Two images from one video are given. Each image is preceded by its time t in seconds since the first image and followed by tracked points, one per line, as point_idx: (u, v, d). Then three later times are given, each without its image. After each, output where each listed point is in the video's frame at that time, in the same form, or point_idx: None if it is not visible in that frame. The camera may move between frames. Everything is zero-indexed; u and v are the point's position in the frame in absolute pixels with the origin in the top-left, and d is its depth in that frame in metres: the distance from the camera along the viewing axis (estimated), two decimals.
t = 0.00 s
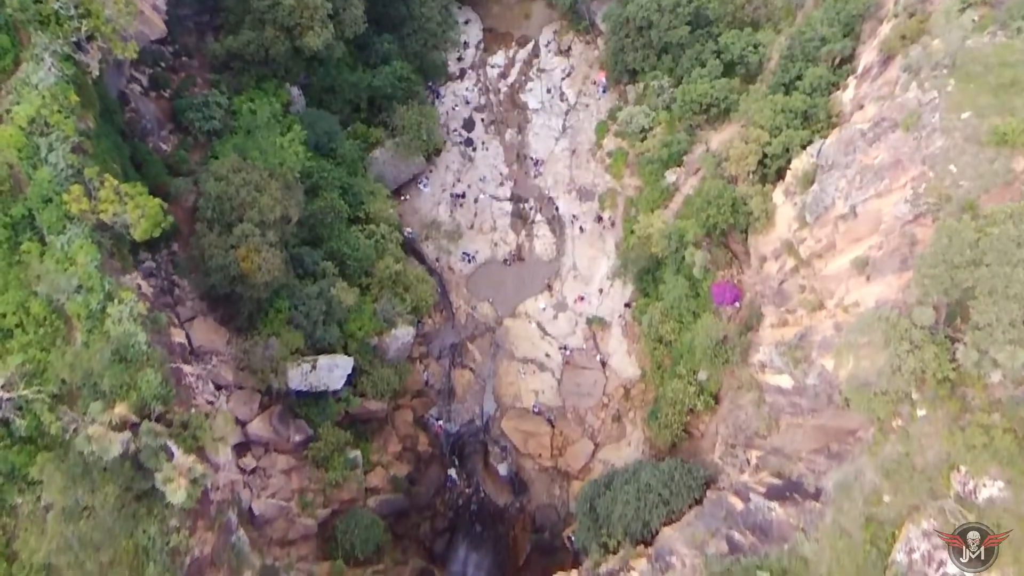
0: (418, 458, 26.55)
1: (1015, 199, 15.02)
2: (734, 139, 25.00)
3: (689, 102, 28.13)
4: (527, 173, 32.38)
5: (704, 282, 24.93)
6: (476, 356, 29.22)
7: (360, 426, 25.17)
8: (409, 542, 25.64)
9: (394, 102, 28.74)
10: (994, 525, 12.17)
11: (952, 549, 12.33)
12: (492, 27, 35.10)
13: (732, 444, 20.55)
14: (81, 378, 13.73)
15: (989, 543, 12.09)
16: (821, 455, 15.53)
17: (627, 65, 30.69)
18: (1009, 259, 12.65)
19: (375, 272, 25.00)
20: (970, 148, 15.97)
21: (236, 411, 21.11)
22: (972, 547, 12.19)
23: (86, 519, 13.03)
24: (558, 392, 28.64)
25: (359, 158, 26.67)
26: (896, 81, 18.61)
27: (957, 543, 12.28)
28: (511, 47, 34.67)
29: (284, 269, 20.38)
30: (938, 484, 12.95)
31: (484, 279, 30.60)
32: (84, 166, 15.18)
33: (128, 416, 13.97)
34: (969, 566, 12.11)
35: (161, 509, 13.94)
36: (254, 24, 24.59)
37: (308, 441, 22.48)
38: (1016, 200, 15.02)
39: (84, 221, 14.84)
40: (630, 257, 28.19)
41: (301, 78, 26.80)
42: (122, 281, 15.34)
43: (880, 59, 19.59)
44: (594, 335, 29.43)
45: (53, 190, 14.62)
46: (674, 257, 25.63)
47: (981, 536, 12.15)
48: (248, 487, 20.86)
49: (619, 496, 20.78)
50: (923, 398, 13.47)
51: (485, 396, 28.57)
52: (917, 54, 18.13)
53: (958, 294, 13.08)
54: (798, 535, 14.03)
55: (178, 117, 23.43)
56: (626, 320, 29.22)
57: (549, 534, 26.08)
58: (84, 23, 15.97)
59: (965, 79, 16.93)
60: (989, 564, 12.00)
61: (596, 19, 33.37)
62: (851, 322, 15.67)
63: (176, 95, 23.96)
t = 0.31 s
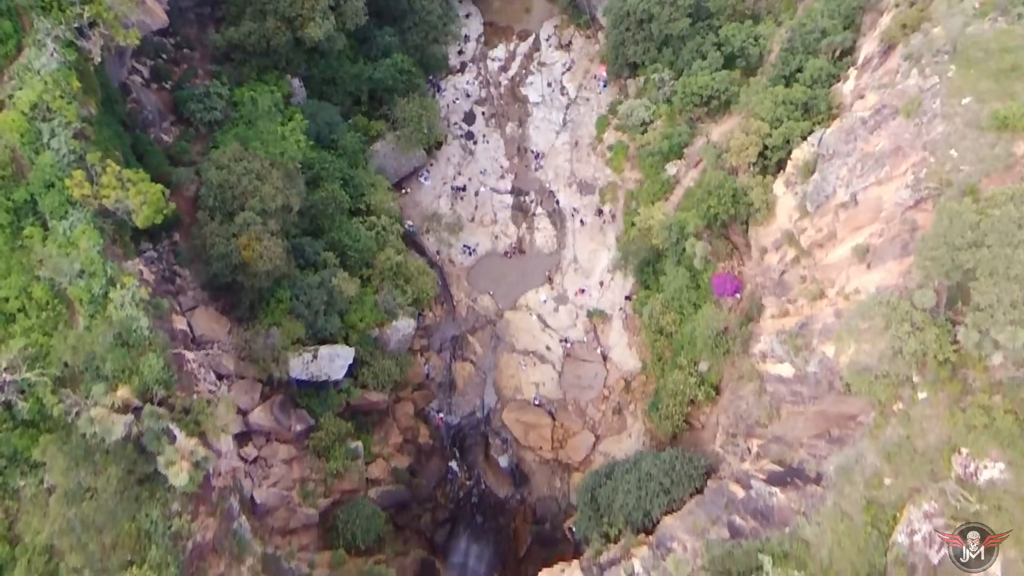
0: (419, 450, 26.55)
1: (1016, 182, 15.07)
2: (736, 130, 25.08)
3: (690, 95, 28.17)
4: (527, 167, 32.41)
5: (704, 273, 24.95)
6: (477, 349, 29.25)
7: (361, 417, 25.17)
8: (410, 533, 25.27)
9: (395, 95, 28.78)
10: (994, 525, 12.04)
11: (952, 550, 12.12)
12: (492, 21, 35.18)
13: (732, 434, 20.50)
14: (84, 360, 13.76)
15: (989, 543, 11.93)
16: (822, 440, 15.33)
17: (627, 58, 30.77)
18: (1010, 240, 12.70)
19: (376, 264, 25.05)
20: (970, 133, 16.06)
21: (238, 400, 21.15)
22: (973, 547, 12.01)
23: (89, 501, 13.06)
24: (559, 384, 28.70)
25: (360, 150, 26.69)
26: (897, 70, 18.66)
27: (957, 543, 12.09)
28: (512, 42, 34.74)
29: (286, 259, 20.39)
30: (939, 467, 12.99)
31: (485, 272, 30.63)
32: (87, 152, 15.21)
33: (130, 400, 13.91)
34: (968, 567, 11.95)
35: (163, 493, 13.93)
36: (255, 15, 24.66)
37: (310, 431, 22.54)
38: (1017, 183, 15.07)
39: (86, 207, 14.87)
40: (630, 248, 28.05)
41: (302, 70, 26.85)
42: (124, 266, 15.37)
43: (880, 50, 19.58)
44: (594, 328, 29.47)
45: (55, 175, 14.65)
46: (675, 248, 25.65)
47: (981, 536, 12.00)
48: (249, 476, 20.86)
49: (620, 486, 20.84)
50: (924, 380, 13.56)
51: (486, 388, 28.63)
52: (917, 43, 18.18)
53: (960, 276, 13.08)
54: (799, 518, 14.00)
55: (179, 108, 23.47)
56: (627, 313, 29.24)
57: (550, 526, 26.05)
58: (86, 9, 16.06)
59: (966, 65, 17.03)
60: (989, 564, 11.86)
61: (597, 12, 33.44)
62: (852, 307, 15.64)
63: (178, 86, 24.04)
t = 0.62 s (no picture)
0: (421, 439, 26.59)
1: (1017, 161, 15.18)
2: (737, 120, 25.22)
3: (690, 85, 28.24)
4: (529, 158, 32.48)
5: (705, 262, 25.01)
6: (478, 339, 29.32)
7: (362, 406, 25.22)
8: (412, 521, 25.27)
9: (397, 85, 28.85)
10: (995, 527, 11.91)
11: (952, 549, 12.05)
12: (493, 14, 35.22)
13: (733, 419, 20.55)
14: (90, 337, 13.85)
15: (989, 543, 11.79)
16: (823, 420, 15.25)
17: (629, 49, 30.82)
18: (1010, 217, 12.77)
19: (378, 252, 25.12)
20: (970, 114, 16.18)
21: (241, 386, 21.23)
22: (973, 547, 11.90)
23: (93, 476, 13.07)
24: (560, 374, 28.79)
25: (362, 140, 26.76)
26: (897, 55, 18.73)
27: (957, 543, 12.01)
28: (513, 34, 34.81)
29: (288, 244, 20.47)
30: (939, 443, 13.04)
31: (486, 263, 30.70)
32: (91, 133, 15.30)
33: (135, 377, 13.85)
34: (968, 567, 11.82)
35: (167, 472, 13.96)
36: (258, 4, 24.74)
37: (312, 418, 22.63)
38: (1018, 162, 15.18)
39: (90, 187, 14.93)
40: (631, 239, 28.12)
41: (304, 60, 26.93)
42: (128, 247, 15.43)
43: (881, 37, 19.63)
44: (595, 318, 29.55)
45: (59, 155, 14.71)
46: (676, 238, 25.69)
47: (981, 536, 11.85)
48: (251, 462, 20.92)
49: (621, 472, 20.92)
50: (925, 358, 13.63)
51: (487, 378, 28.71)
52: (917, 28, 18.25)
53: (959, 252, 13.18)
54: (800, 496, 14.07)
55: (182, 96, 23.52)
56: (627, 303, 29.29)
57: (551, 515, 26.09)
58: None
59: (966, 47, 17.15)
60: (989, 565, 11.73)
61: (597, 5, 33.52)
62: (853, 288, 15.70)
63: (180, 75, 24.12)
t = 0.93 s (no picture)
0: (422, 430, 26.63)
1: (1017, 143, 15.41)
2: (737, 111, 25.34)
3: (691, 77, 28.31)
4: (529, 151, 32.55)
5: (706, 253, 25.05)
6: (479, 331, 29.39)
7: (363, 396, 25.25)
8: (413, 510, 25.23)
9: (398, 77, 28.93)
10: (993, 525, 11.82)
11: (951, 549, 11.95)
12: (494, 7, 35.24)
13: (733, 407, 20.59)
14: (94, 318, 13.92)
15: (989, 543, 11.72)
16: (823, 403, 15.37)
17: (629, 42, 30.87)
18: (1010, 196, 12.86)
19: (379, 243, 25.17)
20: (970, 98, 16.32)
21: (242, 374, 21.28)
22: (972, 547, 11.82)
23: (98, 455, 13.05)
24: (561, 365, 28.88)
25: (363, 131, 26.82)
26: (897, 43, 18.77)
27: (957, 543, 11.91)
28: (513, 27, 34.86)
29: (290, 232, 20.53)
30: (939, 423, 13.10)
31: (487, 255, 30.77)
32: (94, 118, 15.38)
33: (139, 357, 13.97)
34: (968, 567, 11.76)
35: (171, 454, 14.02)
36: None
37: (313, 407, 22.72)
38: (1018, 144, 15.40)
39: (93, 171, 15.01)
40: (632, 230, 28.18)
41: (305, 52, 27.01)
42: (132, 231, 15.49)
43: (881, 26, 19.66)
44: (596, 310, 29.63)
45: (63, 139, 14.77)
46: (677, 229, 25.75)
47: (981, 536, 11.77)
48: (253, 449, 20.98)
49: (622, 460, 20.96)
50: (925, 339, 13.72)
51: (488, 370, 28.78)
52: (917, 15, 18.29)
53: (958, 231, 13.21)
54: (801, 478, 14.11)
55: (184, 87, 23.57)
56: (628, 294, 29.36)
57: (552, 505, 26.14)
58: None
59: (965, 31, 17.34)
60: (988, 564, 11.66)
61: None
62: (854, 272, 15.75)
63: (182, 65, 24.16)
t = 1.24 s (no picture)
0: (423, 420, 26.66)
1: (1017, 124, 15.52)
2: (737, 101, 25.42)
3: (692, 68, 28.34)
4: (530, 143, 32.61)
5: (707, 242, 25.07)
6: (480, 322, 29.46)
7: (365, 386, 25.29)
8: (415, 500, 25.27)
9: (399, 68, 28.99)
10: (993, 526, 11.86)
11: (952, 549, 11.94)
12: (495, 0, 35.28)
13: (734, 394, 20.63)
14: (98, 299, 13.95)
15: (989, 543, 11.72)
16: (823, 384, 15.40)
17: (630, 34, 30.92)
18: (1010, 173, 13.00)
19: (381, 232, 25.22)
20: (970, 81, 16.42)
21: (245, 362, 21.32)
22: (973, 547, 11.83)
23: (103, 433, 13.21)
24: (562, 356, 28.97)
25: (365, 121, 26.89)
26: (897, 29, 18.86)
27: (957, 543, 11.91)
28: (514, 20, 34.92)
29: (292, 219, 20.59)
30: (939, 402, 13.15)
31: (488, 246, 30.84)
32: (97, 102, 15.38)
33: (143, 339, 13.94)
34: (968, 567, 11.74)
35: (174, 435, 14.09)
36: None
37: (315, 395, 22.79)
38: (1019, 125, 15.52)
39: (97, 154, 15.05)
40: (632, 221, 28.22)
41: (307, 43, 27.08)
42: (135, 215, 15.52)
43: (881, 15, 19.76)
44: (597, 300, 29.71)
45: (67, 122, 14.82)
46: (677, 218, 25.80)
47: (981, 536, 11.81)
48: (255, 436, 21.04)
49: (623, 448, 21.00)
50: (925, 319, 13.79)
51: (489, 360, 28.87)
52: (917, 2, 18.37)
53: (958, 210, 13.32)
54: (802, 458, 14.15)
55: (185, 76, 23.61)
56: (629, 285, 29.41)
57: (553, 494, 26.17)
58: None
59: (966, 16, 17.47)
60: (990, 564, 11.63)
61: None
62: (854, 255, 15.81)
63: (183, 55, 24.20)
